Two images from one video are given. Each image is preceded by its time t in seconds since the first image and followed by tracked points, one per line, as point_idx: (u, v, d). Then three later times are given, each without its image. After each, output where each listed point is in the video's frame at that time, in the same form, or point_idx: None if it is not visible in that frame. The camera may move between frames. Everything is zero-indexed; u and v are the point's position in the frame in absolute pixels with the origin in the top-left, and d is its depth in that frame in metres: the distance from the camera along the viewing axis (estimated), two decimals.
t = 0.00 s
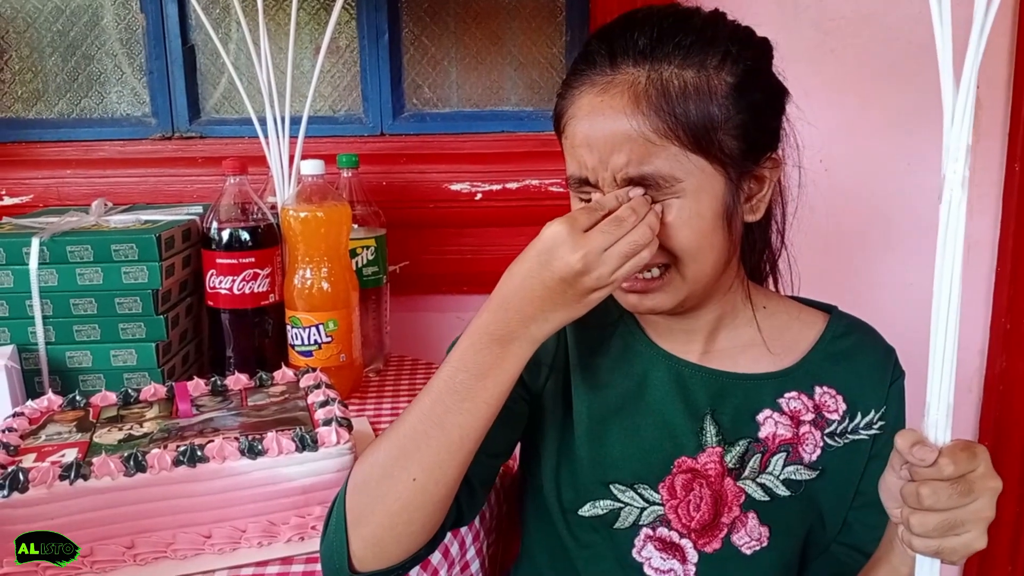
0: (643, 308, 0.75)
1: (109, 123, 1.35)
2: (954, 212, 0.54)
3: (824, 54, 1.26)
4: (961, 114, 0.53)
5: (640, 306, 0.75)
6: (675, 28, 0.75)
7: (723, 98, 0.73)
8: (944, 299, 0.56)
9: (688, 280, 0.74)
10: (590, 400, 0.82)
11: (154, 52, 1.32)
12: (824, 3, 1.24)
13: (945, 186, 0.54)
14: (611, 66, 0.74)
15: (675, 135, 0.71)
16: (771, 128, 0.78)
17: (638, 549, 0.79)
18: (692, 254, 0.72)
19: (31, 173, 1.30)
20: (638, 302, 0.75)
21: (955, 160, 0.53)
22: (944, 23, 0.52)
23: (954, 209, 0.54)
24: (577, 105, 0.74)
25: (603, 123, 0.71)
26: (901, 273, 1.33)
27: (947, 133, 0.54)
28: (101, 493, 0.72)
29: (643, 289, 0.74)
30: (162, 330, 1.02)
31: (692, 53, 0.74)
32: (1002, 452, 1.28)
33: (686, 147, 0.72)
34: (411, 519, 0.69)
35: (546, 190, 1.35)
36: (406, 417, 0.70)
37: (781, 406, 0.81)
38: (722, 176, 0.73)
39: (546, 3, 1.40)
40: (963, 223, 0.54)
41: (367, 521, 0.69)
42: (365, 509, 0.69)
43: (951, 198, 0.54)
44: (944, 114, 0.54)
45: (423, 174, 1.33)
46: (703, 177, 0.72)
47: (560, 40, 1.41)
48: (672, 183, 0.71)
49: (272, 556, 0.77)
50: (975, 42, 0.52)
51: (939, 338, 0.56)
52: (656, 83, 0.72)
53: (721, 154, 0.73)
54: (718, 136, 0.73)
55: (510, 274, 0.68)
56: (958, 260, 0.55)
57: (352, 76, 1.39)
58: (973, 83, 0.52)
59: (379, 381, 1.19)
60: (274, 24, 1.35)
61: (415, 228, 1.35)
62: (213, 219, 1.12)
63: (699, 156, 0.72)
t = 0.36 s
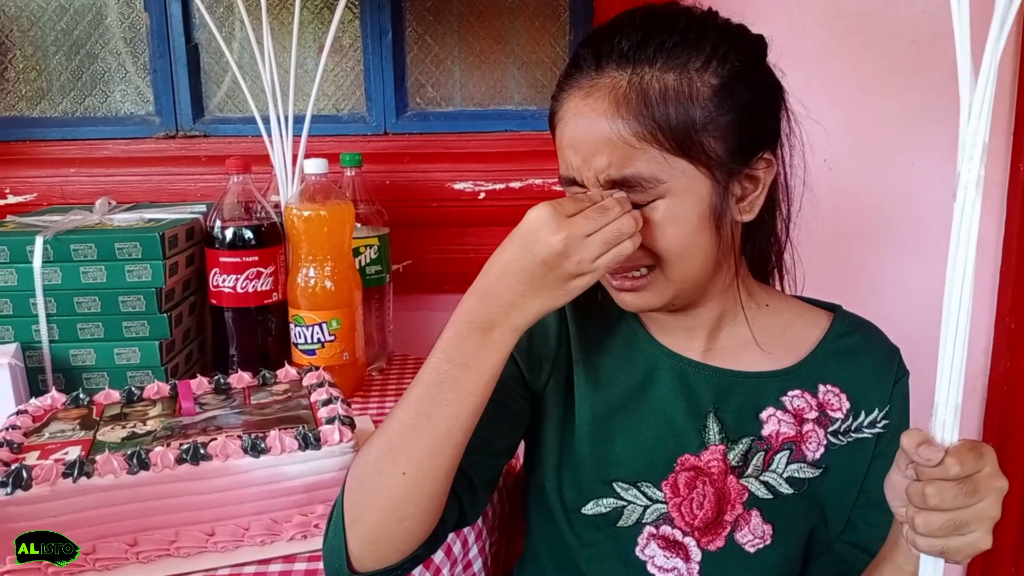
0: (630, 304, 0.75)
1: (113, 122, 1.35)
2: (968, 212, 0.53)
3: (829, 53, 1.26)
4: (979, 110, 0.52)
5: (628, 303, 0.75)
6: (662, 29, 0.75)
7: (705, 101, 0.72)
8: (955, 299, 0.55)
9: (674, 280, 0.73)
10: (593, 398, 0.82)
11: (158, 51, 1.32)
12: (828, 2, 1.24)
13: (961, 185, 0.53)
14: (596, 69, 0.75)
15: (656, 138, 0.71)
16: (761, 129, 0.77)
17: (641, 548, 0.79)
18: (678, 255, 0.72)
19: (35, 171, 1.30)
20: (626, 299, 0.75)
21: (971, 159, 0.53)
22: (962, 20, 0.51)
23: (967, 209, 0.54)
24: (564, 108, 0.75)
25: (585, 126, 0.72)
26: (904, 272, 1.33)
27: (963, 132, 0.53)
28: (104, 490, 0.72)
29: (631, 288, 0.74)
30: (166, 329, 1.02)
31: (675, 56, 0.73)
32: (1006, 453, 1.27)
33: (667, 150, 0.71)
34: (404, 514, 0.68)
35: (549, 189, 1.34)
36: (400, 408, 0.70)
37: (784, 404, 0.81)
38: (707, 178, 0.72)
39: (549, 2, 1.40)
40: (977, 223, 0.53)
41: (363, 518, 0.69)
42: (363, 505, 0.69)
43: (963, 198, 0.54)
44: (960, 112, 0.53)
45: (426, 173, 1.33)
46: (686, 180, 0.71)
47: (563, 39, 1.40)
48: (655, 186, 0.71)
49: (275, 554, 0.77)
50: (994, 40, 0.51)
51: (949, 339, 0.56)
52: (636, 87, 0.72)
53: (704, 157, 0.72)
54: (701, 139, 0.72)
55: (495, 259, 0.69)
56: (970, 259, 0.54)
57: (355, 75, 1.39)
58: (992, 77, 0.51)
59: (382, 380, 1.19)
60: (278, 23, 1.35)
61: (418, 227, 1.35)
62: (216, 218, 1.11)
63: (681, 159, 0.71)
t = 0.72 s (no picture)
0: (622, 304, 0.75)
1: (117, 121, 1.36)
2: (973, 209, 0.53)
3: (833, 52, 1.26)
4: (984, 106, 0.52)
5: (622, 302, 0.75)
6: (653, 35, 0.74)
7: (688, 111, 0.72)
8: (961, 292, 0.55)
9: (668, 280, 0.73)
10: (597, 396, 0.81)
11: (162, 50, 1.32)
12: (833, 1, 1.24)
13: (966, 180, 0.54)
14: (584, 75, 0.75)
15: (635, 148, 0.70)
16: (754, 137, 0.75)
17: (646, 546, 0.79)
18: (665, 258, 0.72)
19: (39, 170, 1.30)
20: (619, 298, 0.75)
21: (975, 156, 0.53)
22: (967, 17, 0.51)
23: (972, 206, 0.53)
24: (554, 114, 0.76)
25: (569, 134, 0.72)
26: (909, 270, 1.32)
27: (968, 129, 0.53)
28: (109, 489, 0.72)
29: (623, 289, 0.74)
30: (170, 328, 1.02)
31: (660, 64, 0.73)
32: (1010, 453, 1.27)
33: (647, 160, 0.71)
34: (405, 510, 0.68)
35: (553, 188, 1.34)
36: (395, 402, 0.70)
37: (789, 401, 0.80)
38: (689, 187, 0.72)
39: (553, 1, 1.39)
40: (982, 220, 0.53)
41: (363, 513, 0.69)
42: (364, 501, 0.69)
43: (968, 195, 0.54)
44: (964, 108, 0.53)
45: (430, 172, 1.33)
46: (666, 190, 0.71)
47: (567, 38, 1.40)
48: (636, 194, 0.71)
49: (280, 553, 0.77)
50: (999, 36, 0.51)
51: (955, 333, 0.55)
52: (619, 95, 0.72)
53: (685, 168, 0.71)
54: (682, 149, 0.71)
55: (488, 250, 0.69)
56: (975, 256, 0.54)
57: (359, 74, 1.39)
58: (997, 70, 0.51)
59: (385, 379, 1.19)
60: (282, 22, 1.35)
61: (423, 226, 1.35)
62: (220, 216, 1.11)
63: (661, 170, 0.71)
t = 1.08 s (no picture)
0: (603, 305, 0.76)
1: (118, 119, 1.36)
2: (959, 204, 0.52)
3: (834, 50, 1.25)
4: (967, 98, 0.51)
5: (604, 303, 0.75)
6: (621, 40, 0.73)
7: (647, 120, 0.71)
8: (949, 286, 0.54)
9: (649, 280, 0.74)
10: (593, 396, 0.82)
11: (163, 49, 1.32)
12: None
13: (950, 174, 0.53)
14: (554, 79, 0.76)
15: (595, 156, 0.71)
16: (726, 143, 0.74)
17: (643, 544, 0.79)
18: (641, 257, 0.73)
19: (41, 169, 1.31)
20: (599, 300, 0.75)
21: (960, 150, 0.52)
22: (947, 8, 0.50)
23: (958, 200, 0.53)
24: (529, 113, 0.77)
25: (536, 138, 0.74)
26: (909, 267, 1.32)
27: (953, 122, 0.52)
28: (111, 488, 0.72)
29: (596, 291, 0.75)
30: (171, 327, 1.02)
31: (622, 71, 0.72)
32: (1010, 452, 1.27)
33: (605, 169, 0.71)
34: (412, 520, 0.69)
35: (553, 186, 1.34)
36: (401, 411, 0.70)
37: (784, 397, 0.80)
38: (649, 195, 0.72)
39: None
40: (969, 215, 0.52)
41: (369, 522, 0.69)
42: (369, 509, 0.69)
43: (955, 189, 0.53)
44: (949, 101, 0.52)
45: (430, 170, 1.33)
46: (627, 198, 0.72)
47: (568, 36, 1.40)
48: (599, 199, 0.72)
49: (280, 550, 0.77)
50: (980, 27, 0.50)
51: (943, 329, 0.54)
52: (580, 102, 0.72)
53: (645, 177, 0.72)
54: (642, 158, 0.72)
55: (499, 261, 0.68)
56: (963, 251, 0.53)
57: (359, 73, 1.39)
58: (979, 64, 0.50)
59: (386, 377, 1.19)
60: (283, 21, 1.35)
61: (425, 225, 1.35)
62: (222, 216, 1.11)
63: (620, 178, 0.72)
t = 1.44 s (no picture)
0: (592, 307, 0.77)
1: (115, 119, 1.35)
2: (929, 191, 0.53)
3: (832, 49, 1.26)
4: (933, 85, 0.52)
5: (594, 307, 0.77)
6: (599, 39, 0.74)
7: (631, 112, 0.72)
8: (922, 275, 0.54)
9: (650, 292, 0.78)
10: (583, 395, 0.82)
11: (161, 49, 1.32)
12: None
13: (920, 163, 0.53)
14: (533, 80, 0.76)
15: (582, 148, 0.71)
16: (708, 134, 0.75)
17: (636, 541, 0.79)
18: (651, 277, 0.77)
19: (38, 168, 1.30)
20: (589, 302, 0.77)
21: (928, 138, 0.53)
22: None
23: (927, 187, 0.53)
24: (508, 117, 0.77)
25: (519, 136, 0.73)
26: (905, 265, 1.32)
27: (920, 109, 0.53)
28: (108, 486, 0.73)
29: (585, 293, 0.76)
30: (168, 326, 1.02)
31: (603, 67, 0.73)
32: (1009, 451, 1.26)
33: (593, 161, 0.71)
34: (424, 537, 0.69)
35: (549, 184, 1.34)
36: (427, 430, 0.69)
37: (773, 392, 0.80)
38: (637, 186, 0.72)
39: None
40: (938, 201, 0.53)
41: (381, 539, 0.68)
42: (378, 524, 0.68)
43: (923, 176, 0.53)
44: (914, 89, 0.53)
45: (428, 170, 1.33)
46: (616, 189, 0.72)
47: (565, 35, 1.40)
48: (588, 192, 0.72)
49: (276, 549, 0.77)
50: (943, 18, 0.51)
51: (919, 319, 0.55)
52: (563, 98, 0.72)
53: (633, 167, 0.72)
54: (629, 149, 0.72)
55: (546, 290, 0.70)
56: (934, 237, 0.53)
57: (357, 72, 1.39)
58: (942, 52, 0.51)
59: (383, 376, 1.20)
60: (280, 20, 1.35)
61: (423, 223, 1.35)
62: (218, 215, 1.11)
63: (608, 169, 0.71)
